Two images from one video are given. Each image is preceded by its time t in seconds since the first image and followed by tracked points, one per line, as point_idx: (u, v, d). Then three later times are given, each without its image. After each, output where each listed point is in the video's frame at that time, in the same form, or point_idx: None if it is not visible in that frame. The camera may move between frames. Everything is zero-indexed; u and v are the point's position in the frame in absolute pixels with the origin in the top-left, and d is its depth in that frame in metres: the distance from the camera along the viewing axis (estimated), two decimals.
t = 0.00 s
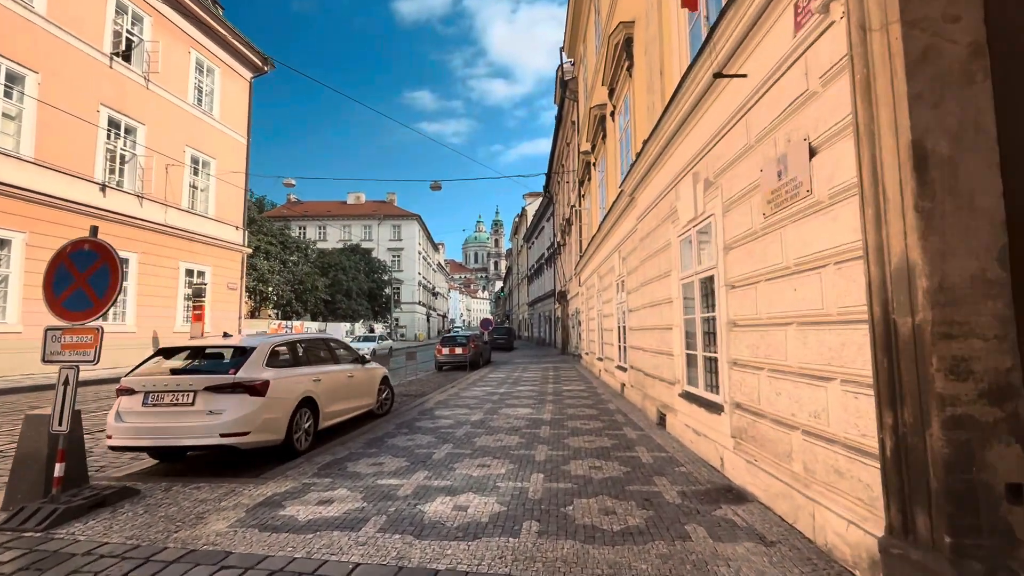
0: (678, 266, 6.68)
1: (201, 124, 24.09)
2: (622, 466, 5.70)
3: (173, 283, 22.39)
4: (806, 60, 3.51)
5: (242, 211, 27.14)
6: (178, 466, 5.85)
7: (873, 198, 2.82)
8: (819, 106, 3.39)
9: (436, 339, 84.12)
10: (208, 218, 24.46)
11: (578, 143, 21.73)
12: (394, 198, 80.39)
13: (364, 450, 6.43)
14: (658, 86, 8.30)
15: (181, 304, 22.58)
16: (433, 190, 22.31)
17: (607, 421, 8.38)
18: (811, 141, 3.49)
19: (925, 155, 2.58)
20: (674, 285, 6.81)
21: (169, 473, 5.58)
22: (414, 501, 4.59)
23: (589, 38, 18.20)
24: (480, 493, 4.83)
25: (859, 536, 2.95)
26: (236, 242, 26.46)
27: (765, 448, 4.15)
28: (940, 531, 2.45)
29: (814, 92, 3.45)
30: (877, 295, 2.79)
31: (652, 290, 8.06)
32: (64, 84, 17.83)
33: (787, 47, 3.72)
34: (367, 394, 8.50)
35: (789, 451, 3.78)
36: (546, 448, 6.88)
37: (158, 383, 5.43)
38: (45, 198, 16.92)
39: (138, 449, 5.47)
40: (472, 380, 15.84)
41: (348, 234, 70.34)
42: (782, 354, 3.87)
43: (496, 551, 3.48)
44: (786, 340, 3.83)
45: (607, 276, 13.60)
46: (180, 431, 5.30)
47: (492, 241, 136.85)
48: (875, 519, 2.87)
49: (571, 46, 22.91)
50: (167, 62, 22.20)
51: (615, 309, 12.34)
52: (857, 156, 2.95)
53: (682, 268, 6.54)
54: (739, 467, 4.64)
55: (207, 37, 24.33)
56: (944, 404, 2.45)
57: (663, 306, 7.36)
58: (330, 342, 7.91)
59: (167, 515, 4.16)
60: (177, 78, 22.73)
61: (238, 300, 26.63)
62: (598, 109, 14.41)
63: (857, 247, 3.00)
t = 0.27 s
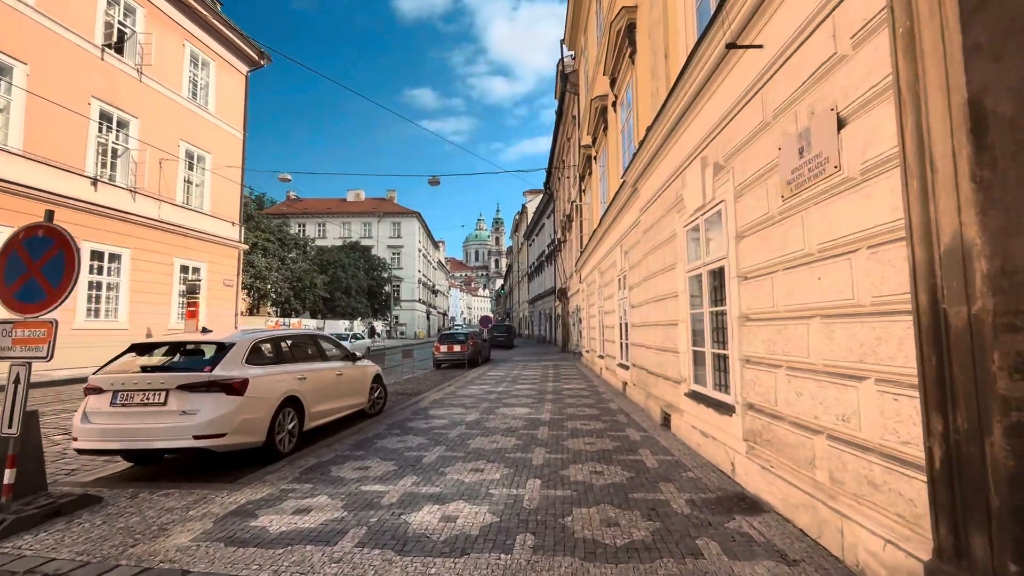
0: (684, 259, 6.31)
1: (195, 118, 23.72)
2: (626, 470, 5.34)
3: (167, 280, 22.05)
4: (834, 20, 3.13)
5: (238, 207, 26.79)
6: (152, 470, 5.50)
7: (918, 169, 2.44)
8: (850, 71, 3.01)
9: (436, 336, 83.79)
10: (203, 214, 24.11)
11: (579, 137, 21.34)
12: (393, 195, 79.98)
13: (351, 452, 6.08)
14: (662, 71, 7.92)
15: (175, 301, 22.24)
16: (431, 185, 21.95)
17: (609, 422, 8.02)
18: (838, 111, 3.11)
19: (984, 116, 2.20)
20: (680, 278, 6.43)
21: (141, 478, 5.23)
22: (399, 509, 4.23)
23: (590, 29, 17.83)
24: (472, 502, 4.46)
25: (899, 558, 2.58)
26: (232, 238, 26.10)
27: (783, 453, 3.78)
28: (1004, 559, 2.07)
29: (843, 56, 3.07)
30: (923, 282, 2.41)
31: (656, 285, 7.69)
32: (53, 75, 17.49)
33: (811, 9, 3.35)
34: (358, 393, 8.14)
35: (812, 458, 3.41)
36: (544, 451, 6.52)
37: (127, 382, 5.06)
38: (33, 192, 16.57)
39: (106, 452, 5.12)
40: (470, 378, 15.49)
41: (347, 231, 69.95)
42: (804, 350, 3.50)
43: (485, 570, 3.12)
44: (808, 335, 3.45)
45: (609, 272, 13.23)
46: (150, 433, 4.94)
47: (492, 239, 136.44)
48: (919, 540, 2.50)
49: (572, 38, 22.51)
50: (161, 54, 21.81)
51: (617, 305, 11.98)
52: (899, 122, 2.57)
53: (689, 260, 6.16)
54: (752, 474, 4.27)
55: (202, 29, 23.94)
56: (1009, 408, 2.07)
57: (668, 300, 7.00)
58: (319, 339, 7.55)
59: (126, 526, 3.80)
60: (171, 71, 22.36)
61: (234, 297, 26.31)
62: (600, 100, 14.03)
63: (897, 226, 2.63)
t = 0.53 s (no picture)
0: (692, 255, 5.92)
1: (191, 114, 23.37)
2: (630, 483, 4.99)
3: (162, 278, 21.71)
4: None
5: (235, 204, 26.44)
6: (124, 481, 5.15)
7: (980, 145, 2.06)
8: (889, 37, 2.64)
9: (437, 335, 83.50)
10: (199, 211, 23.74)
11: (580, 133, 20.97)
12: (393, 193, 79.64)
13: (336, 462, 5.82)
14: (667, 59, 7.56)
15: (170, 300, 21.88)
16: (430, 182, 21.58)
17: (611, 427, 7.67)
18: (875, 84, 2.74)
19: None
20: (687, 275, 6.05)
21: (110, 491, 4.87)
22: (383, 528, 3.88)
23: (591, 22, 17.44)
24: (462, 522, 4.29)
25: None
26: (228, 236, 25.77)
27: (805, 471, 3.42)
28: None
29: (881, 21, 2.70)
30: (986, 279, 2.04)
31: (661, 284, 7.32)
32: (43, 69, 17.13)
33: None
34: (348, 396, 7.78)
35: (842, 479, 3.04)
36: (542, 461, 6.17)
37: (92, 387, 4.70)
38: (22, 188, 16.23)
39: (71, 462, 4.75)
40: (468, 379, 15.14)
41: (347, 230, 69.50)
42: (832, 357, 3.12)
43: None
44: (838, 340, 3.07)
45: (611, 270, 12.87)
46: (116, 443, 4.57)
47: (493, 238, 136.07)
48: None
49: (573, 33, 22.14)
50: (154, 49, 21.45)
51: (619, 304, 11.59)
52: (956, 89, 2.18)
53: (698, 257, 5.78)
54: (769, 490, 3.91)
55: (197, 24, 23.58)
56: None
57: (674, 300, 6.63)
58: (307, 339, 7.19)
59: (78, 549, 3.44)
60: (166, 66, 22.01)
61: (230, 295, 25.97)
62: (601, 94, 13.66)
63: (950, 214, 2.25)
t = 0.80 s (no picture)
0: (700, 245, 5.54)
1: (186, 108, 23.03)
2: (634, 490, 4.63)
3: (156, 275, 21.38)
4: None
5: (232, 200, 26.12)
6: (91, 486, 4.80)
7: None
8: None
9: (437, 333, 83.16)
10: (195, 207, 23.39)
11: (581, 127, 20.59)
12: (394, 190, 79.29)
13: (321, 466, 5.57)
14: (672, 40, 7.18)
15: (165, 296, 21.56)
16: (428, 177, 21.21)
17: (613, 428, 7.31)
18: (920, 36, 2.36)
19: None
20: (694, 267, 5.67)
21: (73, 497, 4.53)
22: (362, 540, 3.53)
23: (592, 12, 17.04)
24: (448, 532, 3.97)
25: None
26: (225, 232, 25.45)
27: (831, 480, 3.06)
28: None
29: None
30: None
31: (666, 277, 6.94)
32: (33, 61, 16.79)
33: None
34: (336, 396, 7.43)
35: (876, 491, 2.68)
36: (540, 465, 5.84)
37: (52, 385, 4.36)
38: (12, 182, 15.92)
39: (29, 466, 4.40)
40: (466, 377, 14.78)
41: (347, 227, 69.17)
42: (865, 351, 2.74)
43: None
44: (872, 332, 2.69)
45: (613, 266, 12.50)
46: (77, 446, 4.22)
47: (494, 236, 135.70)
48: None
49: (574, 25, 21.73)
50: (148, 41, 21.10)
51: (621, 300, 11.22)
52: None
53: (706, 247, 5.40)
54: (788, 500, 3.54)
55: (193, 17, 23.22)
56: None
57: (679, 294, 6.27)
58: (293, 336, 6.83)
59: (20, 566, 3.09)
60: (160, 59, 21.65)
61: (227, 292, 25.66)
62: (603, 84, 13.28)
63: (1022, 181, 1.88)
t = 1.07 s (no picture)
0: (711, 241, 5.17)
1: (182, 104, 22.71)
2: (641, 508, 4.26)
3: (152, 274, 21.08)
4: None
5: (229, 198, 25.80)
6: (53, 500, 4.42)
7: None
8: None
9: (438, 333, 82.92)
10: (190, 204, 23.08)
11: (583, 123, 20.22)
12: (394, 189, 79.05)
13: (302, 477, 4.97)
14: (680, 25, 6.81)
15: (160, 295, 21.26)
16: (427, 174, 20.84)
17: (617, 434, 6.94)
18: None
19: None
20: (705, 264, 5.29)
21: (32, 512, 4.16)
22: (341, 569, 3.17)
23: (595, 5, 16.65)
24: (436, 561, 3.41)
25: None
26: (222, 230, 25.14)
27: (871, 505, 2.68)
28: None
29: None
30: None
31: (673, 276, 6.57)
32: (26, 56, 16.52)
33: None
34: (326, 400, 7.08)
35: (930, 523, 2.31)
36: (539, 478, 5.35)
37: (8, 392, 4.00)
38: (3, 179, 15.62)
39: None
40: (465, 379, 14.42)
41: (348, 225, 68.86)
42: (916, 358, 2.37)
43: None
44: (924, 338, 2.32)
45: (615, 264, 12.13)
46: (32, 460, 3.86)
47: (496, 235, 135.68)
48: None
49: (576, 20, 21.35)
50: (143, 36, 20.77)
51: (625, 300, 10.84)
52: None
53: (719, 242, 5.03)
54: (816, 525, 3.16)
55: (189, 12, 22.88)
56: None
57: (688, 293, 5.89)
58: (280, 337, 6.48)
59: None
60: (156, 55, 21.32)
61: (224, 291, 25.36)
62: (606, 78, 12.92)
63: None
